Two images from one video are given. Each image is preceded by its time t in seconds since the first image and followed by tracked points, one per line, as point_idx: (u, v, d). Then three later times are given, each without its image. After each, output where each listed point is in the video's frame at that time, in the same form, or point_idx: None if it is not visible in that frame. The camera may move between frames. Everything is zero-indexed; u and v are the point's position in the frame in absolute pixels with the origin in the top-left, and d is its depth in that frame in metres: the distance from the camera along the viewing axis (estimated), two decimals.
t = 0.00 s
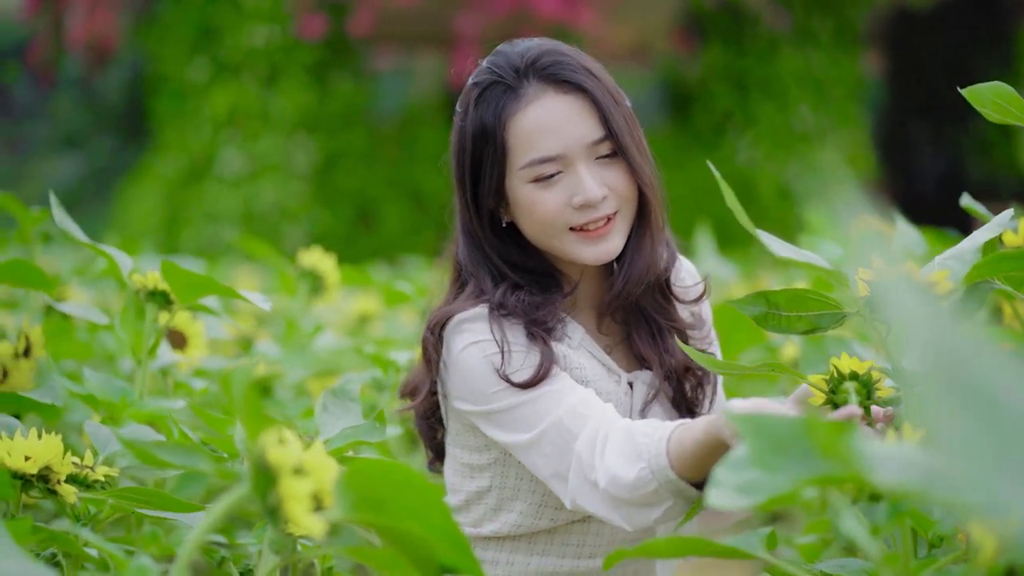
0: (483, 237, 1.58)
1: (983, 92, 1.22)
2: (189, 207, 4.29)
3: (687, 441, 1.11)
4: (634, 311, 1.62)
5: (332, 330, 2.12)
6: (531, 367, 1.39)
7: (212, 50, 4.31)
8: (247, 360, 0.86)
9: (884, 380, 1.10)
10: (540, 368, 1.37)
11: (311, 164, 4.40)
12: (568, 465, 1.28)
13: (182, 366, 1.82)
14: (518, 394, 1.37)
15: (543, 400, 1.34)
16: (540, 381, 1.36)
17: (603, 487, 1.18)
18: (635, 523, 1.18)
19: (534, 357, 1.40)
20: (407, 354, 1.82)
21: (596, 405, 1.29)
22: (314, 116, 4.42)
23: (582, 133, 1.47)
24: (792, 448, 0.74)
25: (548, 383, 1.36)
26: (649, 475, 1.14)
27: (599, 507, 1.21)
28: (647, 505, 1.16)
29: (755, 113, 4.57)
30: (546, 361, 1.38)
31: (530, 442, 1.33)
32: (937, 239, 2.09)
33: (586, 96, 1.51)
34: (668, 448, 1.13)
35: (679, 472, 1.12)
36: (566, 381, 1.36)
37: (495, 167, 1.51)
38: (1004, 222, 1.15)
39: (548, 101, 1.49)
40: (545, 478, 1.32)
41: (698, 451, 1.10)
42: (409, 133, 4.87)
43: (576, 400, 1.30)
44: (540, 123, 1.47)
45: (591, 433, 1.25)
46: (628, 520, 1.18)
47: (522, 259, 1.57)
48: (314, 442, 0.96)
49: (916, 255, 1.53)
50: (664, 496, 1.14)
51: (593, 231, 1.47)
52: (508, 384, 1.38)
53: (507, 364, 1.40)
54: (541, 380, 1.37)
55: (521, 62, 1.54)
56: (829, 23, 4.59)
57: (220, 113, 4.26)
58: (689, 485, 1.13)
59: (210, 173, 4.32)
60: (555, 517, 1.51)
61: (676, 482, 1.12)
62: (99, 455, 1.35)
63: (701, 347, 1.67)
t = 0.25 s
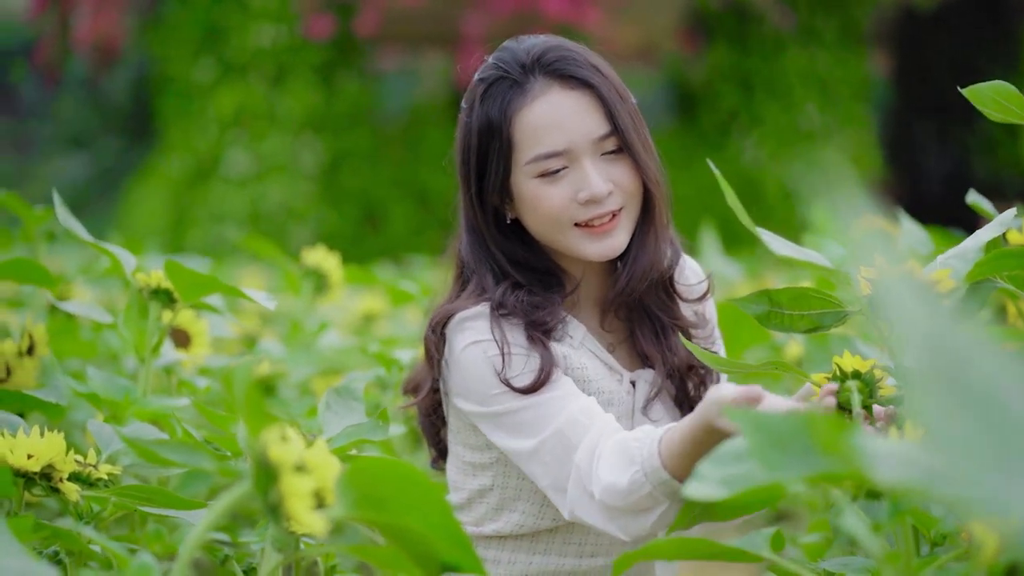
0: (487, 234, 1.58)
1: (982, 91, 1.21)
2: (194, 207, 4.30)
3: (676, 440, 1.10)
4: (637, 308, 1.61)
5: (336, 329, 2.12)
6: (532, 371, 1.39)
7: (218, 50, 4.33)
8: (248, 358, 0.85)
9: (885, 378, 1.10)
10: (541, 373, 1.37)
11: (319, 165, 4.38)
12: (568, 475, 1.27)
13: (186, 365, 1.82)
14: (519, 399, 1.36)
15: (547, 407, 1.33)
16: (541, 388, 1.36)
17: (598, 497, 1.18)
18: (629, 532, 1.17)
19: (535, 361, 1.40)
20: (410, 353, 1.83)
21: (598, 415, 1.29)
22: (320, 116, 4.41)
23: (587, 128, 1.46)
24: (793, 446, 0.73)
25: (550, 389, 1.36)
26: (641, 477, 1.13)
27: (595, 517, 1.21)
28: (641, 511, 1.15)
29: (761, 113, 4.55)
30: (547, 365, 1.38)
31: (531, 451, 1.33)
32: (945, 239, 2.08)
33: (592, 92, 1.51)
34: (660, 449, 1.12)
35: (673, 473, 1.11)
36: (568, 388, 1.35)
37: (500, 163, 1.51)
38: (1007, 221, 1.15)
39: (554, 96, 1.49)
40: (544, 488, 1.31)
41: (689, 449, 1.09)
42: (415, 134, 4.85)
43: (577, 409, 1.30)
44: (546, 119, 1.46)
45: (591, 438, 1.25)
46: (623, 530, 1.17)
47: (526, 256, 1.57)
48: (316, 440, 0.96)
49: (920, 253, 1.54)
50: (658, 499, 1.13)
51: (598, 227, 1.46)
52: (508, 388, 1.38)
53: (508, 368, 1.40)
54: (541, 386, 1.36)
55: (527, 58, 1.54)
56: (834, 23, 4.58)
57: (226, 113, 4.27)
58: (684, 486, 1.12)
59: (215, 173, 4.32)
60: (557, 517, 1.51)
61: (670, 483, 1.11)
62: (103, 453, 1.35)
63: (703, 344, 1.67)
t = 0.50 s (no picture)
0: (493, 231, 1.58)
1: (985, 91, 1.21)
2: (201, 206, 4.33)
3: (663, 441, 1.09)
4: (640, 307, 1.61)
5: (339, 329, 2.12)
6: (531, 376, 1.39)
7: (223, 50, 4.40)
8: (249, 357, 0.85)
9: (887, 377, 1.10)
10: (540, 379, 1.36)
11: (324, 164, 4.37)
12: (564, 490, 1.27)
13: (188, 364, 1.82)
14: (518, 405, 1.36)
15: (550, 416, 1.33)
16: (541, 394, 1.36)
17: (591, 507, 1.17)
18: (625, 541, 1.16)
19: (535, 366, 1.40)
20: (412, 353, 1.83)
21: (598, 427, 1.28)
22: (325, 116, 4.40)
23: (595, 124, 1.46)
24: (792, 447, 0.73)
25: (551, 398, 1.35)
26: (632, 481, 1.12)
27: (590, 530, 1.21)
28: (633, 519, 1.14)
29: (767, 112, 4.54)
30: (546, 369, 1.38)
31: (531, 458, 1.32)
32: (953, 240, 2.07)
33: (600, 88, 1.51)
34: (651, 453, 1.11)
35: (663, 475, 1.10)
36: (567, 398, 1.35)
37: (507, 158, 1.51)
38: (1009, 220, 1.14)
39: (561, 91, 1.49)
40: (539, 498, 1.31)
41: (679, 447, 1.08)
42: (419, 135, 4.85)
43: (576, 420, 1.30)
44: (554, 113, 1.46)
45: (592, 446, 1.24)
46: (617, 540, 1.16)
47: (530, 254, 1.56)
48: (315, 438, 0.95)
49: (921, 256, 1.54)
50: (650, 503, 1.11)
51: (604, 223, 1.45)
52: (507, 392, 1.37)
53: (508, 371, 1.40)
54: (540, 394, 1.36)
55: (536, 54, 1.54)
56: (839, 23, 4.58)
57: (230, 112, 4.30)
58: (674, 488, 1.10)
59: (219, 174, 4.36)
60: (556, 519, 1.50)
61: (661, 485, 1.10)
62: (104, 453, 1.35)
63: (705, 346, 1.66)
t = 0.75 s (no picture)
0: (496, 227, 1.57)
1: (985, 92, 1.21)
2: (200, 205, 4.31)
3: (650, 441, 1.09)
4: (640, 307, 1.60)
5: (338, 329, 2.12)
6: (528, 383, 1.39)
7: (224, 50, 4.39)
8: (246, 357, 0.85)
9: (884, 378, 1.09)
10: (536, 385, 1.36)
11: (324, 164, 4.37)
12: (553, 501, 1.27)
13: (187, 364, 1.82)
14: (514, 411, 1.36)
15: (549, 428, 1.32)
16: (538, 401, 1.36)
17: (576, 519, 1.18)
18: (608, 552, 1.16)
19: (532, 372, 1.40)
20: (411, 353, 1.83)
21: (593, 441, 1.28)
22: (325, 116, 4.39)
23: (606, 119, 1.46)
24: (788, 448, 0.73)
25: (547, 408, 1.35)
26: (618, 486, 1.13)
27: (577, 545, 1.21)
28: (618, 526, 1.14)
29: (767, 112, 4.54)
30: (542, 376, 1.38)
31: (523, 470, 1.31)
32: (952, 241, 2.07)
33: (611, 84, 1.51)
34: (634, 457, 1.11)
35: (647, 477, 1.10)
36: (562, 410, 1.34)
37: (516, 152, 1.50)
38: (1008, 221, 1.14)
39: (573, 86, 1.49)
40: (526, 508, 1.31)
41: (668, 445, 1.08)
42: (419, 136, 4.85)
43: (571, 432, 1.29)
44: (566, 108, 1.46)
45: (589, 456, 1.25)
46: (600, 550, 1.17)
47: (531, 251, 1.56)
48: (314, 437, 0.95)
49: (920, 257, 1.54)
50: (635, 509, 1.12)
51: (612, 219, 1.45)
52: (503, 398, 1.37)
53: (504, 376, 1.39)
54: (536, 400, 1.36)
55: (548, 49, 1.54)
56: (840, 23, 4.58)
57: (231, 112, 4.28)
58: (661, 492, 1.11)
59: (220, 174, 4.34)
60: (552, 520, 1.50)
61: (648, 486, 1.10)
62: (102, 453, 1.35)
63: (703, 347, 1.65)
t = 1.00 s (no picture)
0: (505, 219, 1.56)
1: (989, 91, 1.21)
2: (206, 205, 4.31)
3: (636, 449, 1.17)
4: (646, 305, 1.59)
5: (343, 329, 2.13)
6: (526, 389, 1.39)
7: (230, 50, 4.40)
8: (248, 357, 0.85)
9: (887, 379, 1.09)
10: (536, 389, 1.37)
11: (330, 165, 4.37)
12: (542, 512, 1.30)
13: (192, 363, 1.82)
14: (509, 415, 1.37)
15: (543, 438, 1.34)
16: (537, 406, 1.37)
17: (563, 530, 1.24)
18: (595, 562, 1.23)
19: (532, 373, 1.40)
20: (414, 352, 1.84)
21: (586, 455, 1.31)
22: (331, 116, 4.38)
23: (632, 117, 1.46)
24: (790, 449, 0.73)
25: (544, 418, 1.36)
26: (606, 493, 1.20)
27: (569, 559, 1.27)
28: (603, 536, 1.21)
29: (773, 112, 4.54)
30: (542, 382, 1.38)
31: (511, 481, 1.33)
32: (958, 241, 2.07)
33: (637, 83, 1.51)
34: (623, 465, 1.19)
35: (634, 484, 1.18)
36: (556, 421, 1.36)
37: (537, 143, 1.49)
38: (1013, 220, 1.14)
39: (601, 82, 1.49)
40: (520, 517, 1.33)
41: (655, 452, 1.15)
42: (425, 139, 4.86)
43: (566, 447, 1.32)
44: (594, 103, 1.46)
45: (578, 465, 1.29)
46: (584, 561, 1.24)
47: (540, 243, 1.54)
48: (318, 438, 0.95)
49: (926, 258, 1.54)
50: (620, 516, 1.19)
51: (630, 217, 1.45)
52: (502, 401, 1.38)
53: (503, 380, 1.40)
54: (536, 404, 1.37)
55: (576, 43, 1.54)
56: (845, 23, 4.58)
57: (237, 112, 4.29)
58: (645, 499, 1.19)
59: (226, 174, 4.34)
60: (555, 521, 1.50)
61: (635, 492, 1.18)
62: (106, 452, 1.35)
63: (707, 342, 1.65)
